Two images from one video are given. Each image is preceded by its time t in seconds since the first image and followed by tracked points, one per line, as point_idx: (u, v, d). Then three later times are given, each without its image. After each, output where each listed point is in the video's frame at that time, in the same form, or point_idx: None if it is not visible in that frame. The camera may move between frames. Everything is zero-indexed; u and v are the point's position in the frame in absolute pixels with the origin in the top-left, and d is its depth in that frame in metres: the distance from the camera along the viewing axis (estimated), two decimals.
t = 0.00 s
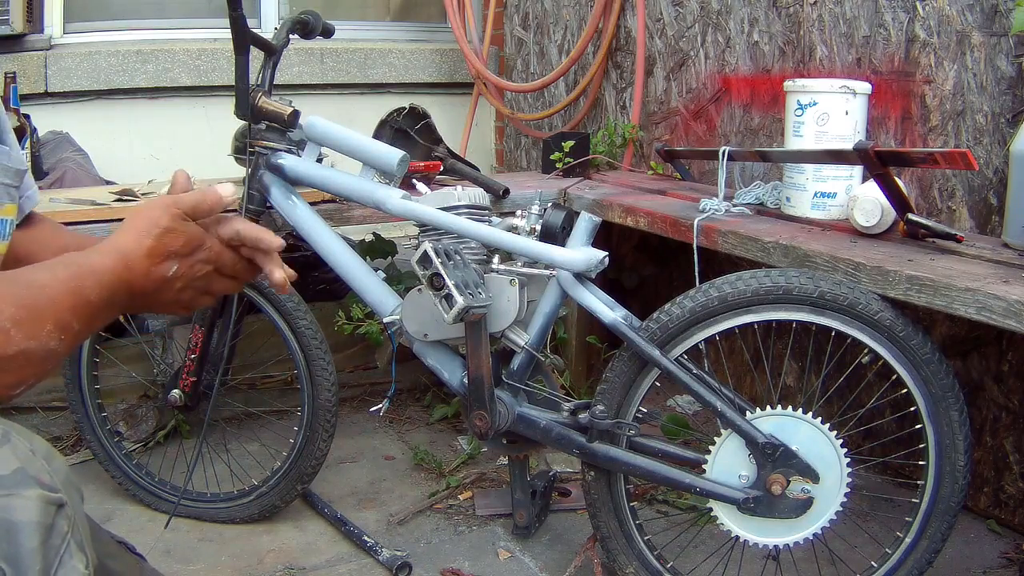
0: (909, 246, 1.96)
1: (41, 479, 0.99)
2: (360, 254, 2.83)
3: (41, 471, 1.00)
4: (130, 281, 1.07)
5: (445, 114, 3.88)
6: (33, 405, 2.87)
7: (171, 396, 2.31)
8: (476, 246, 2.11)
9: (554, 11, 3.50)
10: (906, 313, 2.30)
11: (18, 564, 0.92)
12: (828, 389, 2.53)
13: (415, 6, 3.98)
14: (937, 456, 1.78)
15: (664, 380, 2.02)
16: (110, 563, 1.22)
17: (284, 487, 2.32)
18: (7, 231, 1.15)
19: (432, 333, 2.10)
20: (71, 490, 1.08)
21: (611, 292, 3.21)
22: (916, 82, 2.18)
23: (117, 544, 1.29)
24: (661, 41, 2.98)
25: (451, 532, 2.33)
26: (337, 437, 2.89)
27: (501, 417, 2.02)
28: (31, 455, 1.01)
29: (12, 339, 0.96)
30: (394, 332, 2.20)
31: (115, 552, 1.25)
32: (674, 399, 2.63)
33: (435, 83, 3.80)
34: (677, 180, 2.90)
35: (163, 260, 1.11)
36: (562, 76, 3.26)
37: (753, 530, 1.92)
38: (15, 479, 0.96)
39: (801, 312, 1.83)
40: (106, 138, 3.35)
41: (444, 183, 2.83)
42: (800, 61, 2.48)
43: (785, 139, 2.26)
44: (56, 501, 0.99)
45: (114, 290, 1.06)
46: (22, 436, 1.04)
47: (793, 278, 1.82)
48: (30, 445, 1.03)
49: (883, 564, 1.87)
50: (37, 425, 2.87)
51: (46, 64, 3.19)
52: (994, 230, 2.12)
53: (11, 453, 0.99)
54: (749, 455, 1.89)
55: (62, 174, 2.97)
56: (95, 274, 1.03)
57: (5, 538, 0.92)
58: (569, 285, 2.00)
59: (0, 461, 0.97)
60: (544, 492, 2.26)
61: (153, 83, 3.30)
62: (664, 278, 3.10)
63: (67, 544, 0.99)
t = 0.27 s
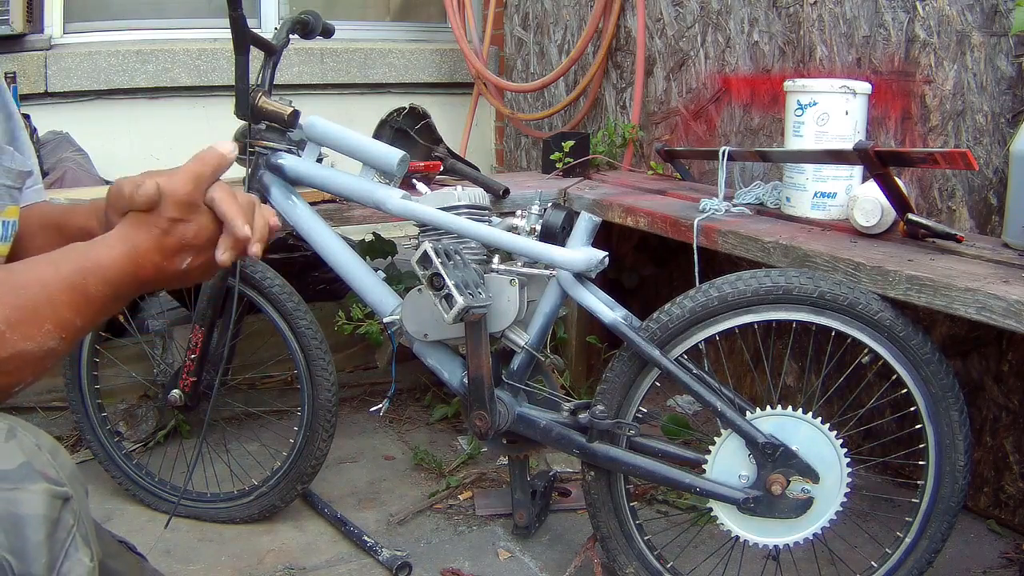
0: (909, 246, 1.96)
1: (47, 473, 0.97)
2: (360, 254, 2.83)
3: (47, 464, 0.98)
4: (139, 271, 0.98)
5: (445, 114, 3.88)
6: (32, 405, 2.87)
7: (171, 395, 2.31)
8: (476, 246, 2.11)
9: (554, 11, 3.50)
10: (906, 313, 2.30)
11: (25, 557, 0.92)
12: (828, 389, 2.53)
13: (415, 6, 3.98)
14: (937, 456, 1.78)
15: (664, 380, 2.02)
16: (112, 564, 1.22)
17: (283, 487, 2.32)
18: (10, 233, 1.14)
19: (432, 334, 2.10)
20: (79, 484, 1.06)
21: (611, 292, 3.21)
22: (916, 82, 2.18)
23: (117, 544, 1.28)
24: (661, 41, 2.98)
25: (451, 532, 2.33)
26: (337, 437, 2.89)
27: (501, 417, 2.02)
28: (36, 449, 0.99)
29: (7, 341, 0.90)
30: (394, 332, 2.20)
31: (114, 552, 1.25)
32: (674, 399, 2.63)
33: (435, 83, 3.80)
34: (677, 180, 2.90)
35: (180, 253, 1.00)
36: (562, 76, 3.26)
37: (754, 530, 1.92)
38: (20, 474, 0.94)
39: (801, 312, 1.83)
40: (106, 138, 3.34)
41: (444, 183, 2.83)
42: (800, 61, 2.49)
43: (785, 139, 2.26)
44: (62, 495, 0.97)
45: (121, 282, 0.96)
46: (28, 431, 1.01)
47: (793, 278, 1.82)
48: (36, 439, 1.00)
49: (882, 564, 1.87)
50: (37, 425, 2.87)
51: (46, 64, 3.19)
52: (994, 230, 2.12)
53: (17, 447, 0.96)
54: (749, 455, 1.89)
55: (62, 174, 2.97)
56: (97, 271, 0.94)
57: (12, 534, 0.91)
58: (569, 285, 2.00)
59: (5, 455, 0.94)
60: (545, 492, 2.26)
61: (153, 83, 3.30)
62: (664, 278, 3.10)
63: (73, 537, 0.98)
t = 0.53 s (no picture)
0: (909, 246, 1.96)
1: (44, 477, 0.97)
2: (360, 254, 2.83)
3: (45, 468, 0.98)
4: (137, 293, 0.98)
5: (445, 114, 3.88)
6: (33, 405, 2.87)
7: (170, 395, 2.31)
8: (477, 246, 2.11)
9: (554, 11, 3.50)
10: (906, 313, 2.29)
11: (23, 561, 0.91)
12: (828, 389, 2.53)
13: (415, 7, 3.98)
14: (937, 456, 1.78)
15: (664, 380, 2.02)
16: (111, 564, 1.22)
17: (283, 487, 2.32)
18: (8, 237, 1.14)
19: (432, 333, 2.10)
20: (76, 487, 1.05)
21: (611, 292, 3.21)
22: (916, 82, 2.18)
23: (117, 544, 1.28)
24: (661, 41, 2.98)
25: (451, 532, 2.33)
26: (337, 437, 2.89)
27: (501, 417, 2.02)
28: (35, 453, 0.99)
29: (9, 346, 0.88)
30: (394, 332, 2.20)
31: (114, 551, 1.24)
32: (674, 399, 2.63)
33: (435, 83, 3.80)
34: (677, 180, 2.90)
35: (180, 287, 1.00)
36: (562, 76, 3.26)
37: (754, 530, 1.92)
38: (18, 478, 0.94)
39: (801, 312, 1.83)
40: (106, 138, 3.35)
41: (444, 183, 2.83)
42: (800, 61, 2.48)
43: (786, 139, 2.26)
44: (61, 499, 0.97)
45: (121, 302, 0.96)
46: (25, 434, 1.00)
47: (793, 278, 1.82)
48: (34, 444, 1.00)
49: (882, 564, 1.87)
50: (37, 425, 2.87)
51: (46, 64, 3.19)
52: (994, 230, 2.12)
53: (14, 451, 0.96)
54: (749, 455, 1.89)
55: (62, 174, 2.97)
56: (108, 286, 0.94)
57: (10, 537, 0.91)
58: (569, 285, 2.00)
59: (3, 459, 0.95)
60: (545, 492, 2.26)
61: (153, 83, 3.30)
62: (664, 278, 3.10)
63: (71, 541, 0.97)
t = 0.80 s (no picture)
0: (909, 246, 1.96)
1: (48, 478, 0.97)
2: (360, 254, 2.83)
3: (48, 469, 0.98)
4: (144, 288, 0.95)
5: (445, 114, 3.88)
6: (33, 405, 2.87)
7: (171, 395, 2.31)
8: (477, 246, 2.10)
9: (554, 11, 3.50)
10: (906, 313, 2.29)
11: (26, 562, 0.91)
12: (828, 389, 2.53)
13: (415, 7, 3.98)
14: (936, 456, 1.79)
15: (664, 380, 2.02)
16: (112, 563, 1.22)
17: (283, 487, 2.32)
18: (7, 241, 1.12)
19: (432, 333, 2.10)
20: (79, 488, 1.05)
21: (611, 292, 3.21)
22: (916, 82, 2.18)
23: (118, 544, 1.28)
24: (661, 41, 2.98)
25: (451, 532, 2.33)
26: (336, 437, 2.89)
27: (501, 417, 2.02)
28: (37, 453, 0.98)
29: (18, 340, 0.87)
30: (394, 332, 2.20)
31: (116, 553, 1.24)
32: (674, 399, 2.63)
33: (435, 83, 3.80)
34: (677, 180, 2.90)
35: (186, 277, 0.98)
36: (562, 76, 3.26)
37: (754, 530, 1.92)
38: (21, 479, 0.94)
39: (801, 312, 1.83)
40: (106, 138, 3.34)
41: (444, 183, 2.83)
42: (800, 61, 2.49)
43: (785, 139, 2.26)
44: (64, 500, 0.96)
45: (128, 294, 0.94)
46: (29, 435, 1.00)
47: (793, 278, 1.82)
48: (37, 444, 1.00)
49: (882, 564, 1.87)
50: (37, 425, 2.87)
51: (46, 64, 3.19)
52: (994, 230, 2.12)
53: (17, 452, 0.96)
54: (749, 456, 1.89)
55: (62, 174, 2.97)
56: (113, 272, 0.93)
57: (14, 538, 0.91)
58: (569, 285, 2.00)
59: (6, 461, 0.94)
60: (545, 493, 2.26)
61: (153, 83, 3.30)
62: (663, 279, 3.10)
63: (74, 542, 0.97)
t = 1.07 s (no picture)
0: (909, 246, 1.96)
1: (50, 477, 0.98)
2: (360, 254, 2.83)
3: (49, 468, 0.99)
4: (124, 278, 0.99)
5: (445, 114, 3.88)
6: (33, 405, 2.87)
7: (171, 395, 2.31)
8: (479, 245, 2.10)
9: (554, 11, 3.50)
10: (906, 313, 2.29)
11: (28, 559, 0.91)
12: (828, 389, 2.53)
13: (415, 7, 3.98)
14: (937, 456, 1.78)
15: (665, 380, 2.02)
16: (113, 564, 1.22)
17: (284, 486, 2.32)
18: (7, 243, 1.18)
19: (432, 333, 2.10)
20: (81, 487, 1.06)
21: (611, 291, 3.21)
22: (916, 82, 2.18)
23: (118, 544, 1.28)
24: (661, 41, 2.98)
25: (451, 532, 2.33)
26: (337, 437, 2.89)
27: (501, 417, 2.02)
28: (40, 454, 1.00)
29: None
30: (394, 331, 2.20)
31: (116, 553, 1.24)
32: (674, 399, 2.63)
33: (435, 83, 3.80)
34: (677, 180, 2.90)
35: (164, 270, 1.02)
36: (562, 76, 3.26)
37: (754, 530, 1.92)
38: (23, 478, 0.95)
39: (801, 312, 1.83)
40: (105, 138, 3.34)
41: (444, 183, 2.83)
42: (800, 61, 2.48)
43: (785, 139, 2.26)
44: (65, 498, 0.97)
45: (110, 284, 0.98)
46: (31, 435, 1.02)
47: (793, 278, 1.82)
48: (39, 444, 1.01)
49: (883, 564, 1.87)
50: (37, 425, 2.87)
51: (46, 64, 3.19)
52: (994, 230, 2.12)
53: (20, 452, 0.97)
54: (749, 456, 1.89)
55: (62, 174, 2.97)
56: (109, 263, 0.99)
57: (15, 536, 0.91)
58: (569, 285, 2.00)
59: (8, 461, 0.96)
60: (545, 493, 2.26)
61: (153, 83, 3.30)
62: (663, 279, 3.11)
63: (76, 540, 0.97)
